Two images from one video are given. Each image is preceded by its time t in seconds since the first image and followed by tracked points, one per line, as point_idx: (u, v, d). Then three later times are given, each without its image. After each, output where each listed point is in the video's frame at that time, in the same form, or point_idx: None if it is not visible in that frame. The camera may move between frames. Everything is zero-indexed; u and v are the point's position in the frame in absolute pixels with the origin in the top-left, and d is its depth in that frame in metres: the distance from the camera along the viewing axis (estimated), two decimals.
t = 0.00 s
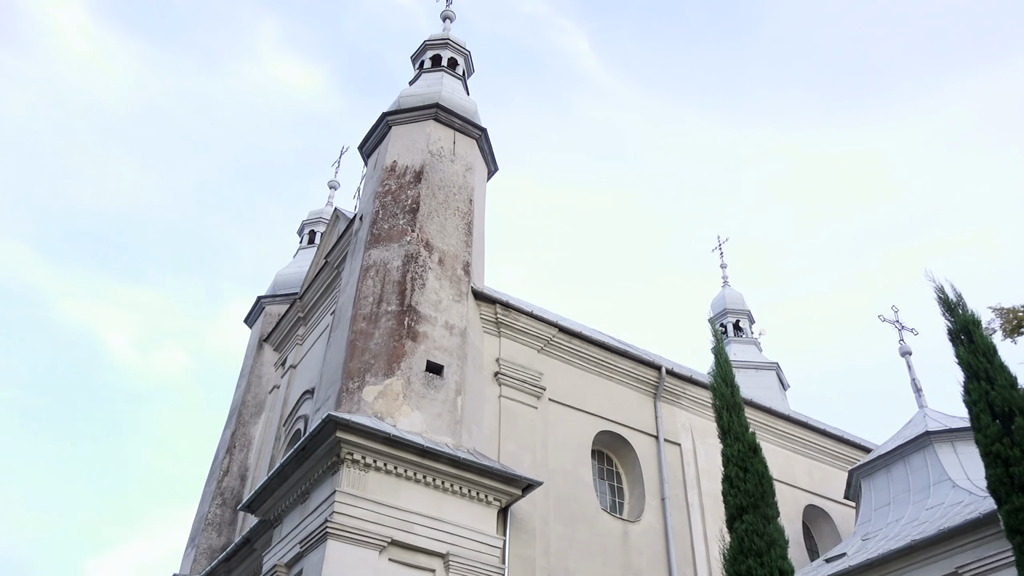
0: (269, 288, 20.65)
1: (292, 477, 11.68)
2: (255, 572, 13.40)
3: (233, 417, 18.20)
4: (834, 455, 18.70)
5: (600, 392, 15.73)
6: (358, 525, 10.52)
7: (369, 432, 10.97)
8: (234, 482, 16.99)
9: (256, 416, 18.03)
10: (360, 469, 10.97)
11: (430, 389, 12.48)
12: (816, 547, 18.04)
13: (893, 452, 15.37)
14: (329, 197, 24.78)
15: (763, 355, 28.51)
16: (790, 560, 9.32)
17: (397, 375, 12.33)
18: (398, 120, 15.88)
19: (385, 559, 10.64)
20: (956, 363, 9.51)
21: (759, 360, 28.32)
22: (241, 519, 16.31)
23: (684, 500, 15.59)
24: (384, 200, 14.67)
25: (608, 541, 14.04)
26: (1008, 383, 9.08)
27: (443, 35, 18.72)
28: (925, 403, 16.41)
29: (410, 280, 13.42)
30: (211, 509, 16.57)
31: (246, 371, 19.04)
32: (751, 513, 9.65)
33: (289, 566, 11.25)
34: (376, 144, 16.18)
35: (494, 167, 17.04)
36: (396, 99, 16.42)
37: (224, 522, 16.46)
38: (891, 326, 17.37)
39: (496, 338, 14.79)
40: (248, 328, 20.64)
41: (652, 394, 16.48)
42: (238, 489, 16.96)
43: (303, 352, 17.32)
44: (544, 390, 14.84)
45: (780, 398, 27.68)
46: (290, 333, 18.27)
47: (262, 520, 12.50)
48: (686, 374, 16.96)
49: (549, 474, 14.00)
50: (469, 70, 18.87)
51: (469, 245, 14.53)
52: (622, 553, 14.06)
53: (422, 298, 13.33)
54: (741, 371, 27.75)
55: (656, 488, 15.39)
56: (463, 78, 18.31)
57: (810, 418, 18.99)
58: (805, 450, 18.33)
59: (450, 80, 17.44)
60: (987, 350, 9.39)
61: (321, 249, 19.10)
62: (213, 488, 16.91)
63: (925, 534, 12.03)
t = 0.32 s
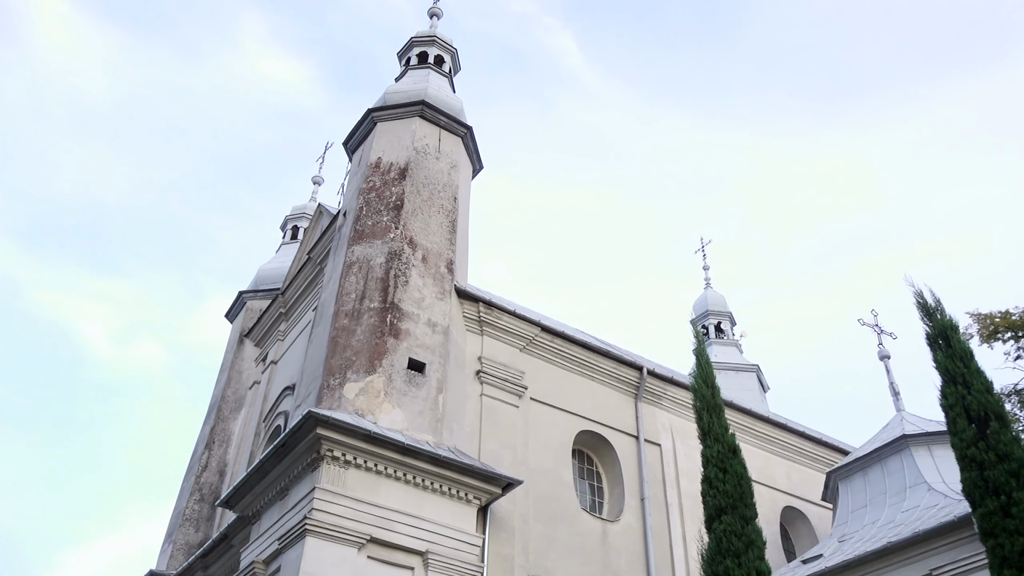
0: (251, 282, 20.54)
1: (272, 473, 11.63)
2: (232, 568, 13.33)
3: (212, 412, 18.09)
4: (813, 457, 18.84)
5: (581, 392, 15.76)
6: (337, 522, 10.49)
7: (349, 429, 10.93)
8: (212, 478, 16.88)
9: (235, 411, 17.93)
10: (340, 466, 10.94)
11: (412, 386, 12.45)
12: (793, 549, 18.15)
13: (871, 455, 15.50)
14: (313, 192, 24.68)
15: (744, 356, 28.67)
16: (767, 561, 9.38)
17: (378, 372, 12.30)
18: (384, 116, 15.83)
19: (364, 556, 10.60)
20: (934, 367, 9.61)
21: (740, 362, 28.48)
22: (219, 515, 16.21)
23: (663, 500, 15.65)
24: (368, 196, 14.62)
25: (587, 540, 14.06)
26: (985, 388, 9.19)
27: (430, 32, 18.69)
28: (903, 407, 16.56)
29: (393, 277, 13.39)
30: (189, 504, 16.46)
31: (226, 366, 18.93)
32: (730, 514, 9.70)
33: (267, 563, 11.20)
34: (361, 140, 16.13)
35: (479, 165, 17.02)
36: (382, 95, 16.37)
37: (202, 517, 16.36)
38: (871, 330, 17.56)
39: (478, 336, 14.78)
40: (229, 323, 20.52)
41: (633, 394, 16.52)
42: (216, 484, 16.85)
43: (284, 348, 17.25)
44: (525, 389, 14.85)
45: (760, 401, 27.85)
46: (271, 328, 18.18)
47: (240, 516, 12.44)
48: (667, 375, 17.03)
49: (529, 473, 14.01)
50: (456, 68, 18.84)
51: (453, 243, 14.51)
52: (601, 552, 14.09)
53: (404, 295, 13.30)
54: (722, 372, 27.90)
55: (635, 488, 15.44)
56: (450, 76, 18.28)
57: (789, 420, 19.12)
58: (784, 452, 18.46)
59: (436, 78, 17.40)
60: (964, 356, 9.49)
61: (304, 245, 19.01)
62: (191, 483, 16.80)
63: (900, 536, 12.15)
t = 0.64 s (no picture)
0: (231, 277, 20.40)
1: (250, 469, 11.56)
2: (209, 564, 13.24)
3: (190, 407, 17.95)
4: (790, 459, 18.98)
5: (562, 391, 15.78)
6: (315, 519, 10.44)
7: (329, 426, 10.89)
8: (189, 473, 16.75)
9: (214, 407, 17.80)
10: (319, 463, 10.90)
11: (392, 383, 12.42)
12: (769, 549, 18.27)
13: (847, 457, 15.63)
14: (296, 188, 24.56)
15: (724, 358, 28.83)
16: (744, 562, 9.45)
17: (359, 369, 12.27)
18: (368, 112, 15.77)
19: (341, 553, 10.57)
20: (910, 372, 9.71)
21: (719, 363, 28.64)
22: (196, 510, 16.10)
23: (641, 500, 15.70)
24: (350, 192, 14.57)
25: (565, 539, 14.09)
26: (960, 393, 9.29)
27: (416, 29, 18.64)
28: (880, 410, 16.72)
29: (375, 274, 13.35)
30: (165, 500, 16.32)
31: (205, 361, 18.79)
32: (708, 515, 9.75)
33: (244, 559, 11.14)
34: (345, 136, 16.06)
35: (463, 163, 16.99)
36: (366, 91, 16.32)
37: (178, 513, 16.23)
38: (850, 334, 17.66)
39: (460, 335, 14.78)
40: (209, 317, 20.37)
41: (613, 395, 16.57)
42: (193, 480, 16.73)
43: (264, 344, 17.15)
44: (506, 388, 14.85)
45: (739, 402, 28.02)
46: (251, 324, 18.07)
47: (217, 512, 12.36)
48: (647, 376, 17.09)
49: (508, 472, 14.01)
50: (441, 65, 18.81)
51: (435, 241, 14.49)
52: (579, 551, 14.13)
53: (386, 292, 13.26)
54: (702, 374, 28.02)
55: (614, 488, 15.48)
56: (435, 73, 18.24)
57: (767, 421, 19.25)
58: (762, 453, 18.58)
59: (421, 75, 17.36)
60: (941, 360, 9.59)
61: (286, 240, 18.91)
62: (167, 478, 16.66)
63: (875, 538, 12.25)
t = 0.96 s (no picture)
0: (211, 272, 20.25)
1: (227, 465, 11.49)
2: (184, 560, 13.14)
3: (168, 402, 17.80)
4: (768, 461, 19.11)
5: (543, 390, 15.81)
6: (292, 515, 10.40)
7: (308, 422, 10.85)
8: (166, 468, 16.61)
9: (192, 402, 17.66)
10: (297, 459, 10.85)
11: (373, 381, 12.39)
12: (745, 551, 18.39)
13: (824, 459, 15.75)
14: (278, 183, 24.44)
15: (704, 359, 29.00)
16: (720, 562, 9.51)
17: (339, 366, 12.22)
18: (352, 108, 15.71)
19: (318, 550, 10.53)
20: (887, 376, 9.80)
21: (699, 365, 28.77)
22: (173, 506, 15.96)
23: (620, 500, 15.75)
24: (333, 188, 14.51)
25: (543, 538, 14.11)
26: (935, 397, 9.39)
27: (402, 26, 18.59)
28: (857, 413, 16.86)
29: (356, 271, 13.30)
30: (141, 495, 16.18)
31: (183, 356, 18.64)
32: (685, 516, 9.79)
33: (220, 556, 11.06)
34: (329, 131, 15.99)
35: (447, 161, 16.96)
36: (351, 87, 16.25)
37: (154, 509, 16.10)
38: (831, 338, 17.80)
39: (441, 333, 14.77)
40: (188, 312, 20.22)
41: (593, 395, 16.61)
42: (170, 475, 16.59)
43: (244, 339, 17.05)
44: (486, 386, 14.84)
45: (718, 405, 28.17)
46: (231, 319, 17.95)
47: (194, 508, 12.27)
48: (628, 376, 17.15)
49: (487, 470, 14.02)
50: (426, 62, 18.77)
51: (418, 239, 14.46)
52: (557, 550, 14.15)
53: (368, 289, 13.22)
54: (682, 375, 28.15)
55: (593, 488, 15.52)
56: (420, 70, 18.20)
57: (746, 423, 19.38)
58: (740, 455, 18.70)
59: (406, 72, 17.31)
60: (917, 365, 9.69)
61: (267, 235, 18.81)
62: (144, 473, 16.51)
63: (849, 540, 12.37)
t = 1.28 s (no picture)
0: (190, 265, 20.09)
1: (203, 461, 11.41)
2: (158, 556, 13.04)
3: (144, 396, 17.65)
4: (744, 463, 19.23)
5: (522, 390, 15.82)
6: (269, 512, 10.34)
7: (286, 419, 10.79)
8: (141, 463, 16.47)
9: (168, 396, 17.52)
10: (275, 456, 10.80)
11: (352, 377, 12.34)
12: (721, 552, 18.50)
13: (800, 461, 15.87)
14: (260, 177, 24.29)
15: (683, 361, 29.13)
16: (696, 563, 9.56)
17: (318, 362, 12.16)
18: (336, 104, 15.64)
19: (294, 547, 10.48)
20: (864, 380, 9.89)
21: (678, 367, 28.92)
22: (148, 501, 15.84)
23: (597, 500, 15.79)
24: (316, 183, 14.44)
25: (521, 537, 14.12)
26: (910, 402, 9.49)
27: (387, 22, 18.53)
28: (833, 416, 17.01)
29: (337, 267, 13.25)
30: (115, 489, 16.02)
31: (161, 350, 18.49)
32: (662, 516, 9.83)
33: (195, 552, 10.98)
34: (312, 126, 15.91)
35: (430, 159, 16.93)
36: (335, 82, 16.18)
37: (129, 504, 15.94)
38: (808, 341, 18.00)
39: (421, 331, 14.75)
40: (166, 306, 20.05)
41: (573, 395, 16.64)
42: (145, 470, 16.45)
43: (222, 334, 16.93)
44: (466, 385, 14.83)
45: (697, 407, 28.33)
46: (210, 313, 17.82)
47: (169, 503, 12.18)
48: (607, 377, 17.19)
49: (466, 469, 14.01)
50: (411, 59, 18.71)
51: (400, 236, 14.42)
52: (534, 550, 14.17)
53: (349, 285, 13.17)
54: (661, 377, 28.28)
55: (572, 488, 15.54)
56: (405, 67, 18.14)
57: (723, 425, 19.49)
58: (717, 456, 18.81)
59: (391, 68, 17.26)
60: (893, 370, 9.78)
61: (248, 230, 18.69)
62: (119, 468, 16.35)
63: (824, 543, 12.47)
